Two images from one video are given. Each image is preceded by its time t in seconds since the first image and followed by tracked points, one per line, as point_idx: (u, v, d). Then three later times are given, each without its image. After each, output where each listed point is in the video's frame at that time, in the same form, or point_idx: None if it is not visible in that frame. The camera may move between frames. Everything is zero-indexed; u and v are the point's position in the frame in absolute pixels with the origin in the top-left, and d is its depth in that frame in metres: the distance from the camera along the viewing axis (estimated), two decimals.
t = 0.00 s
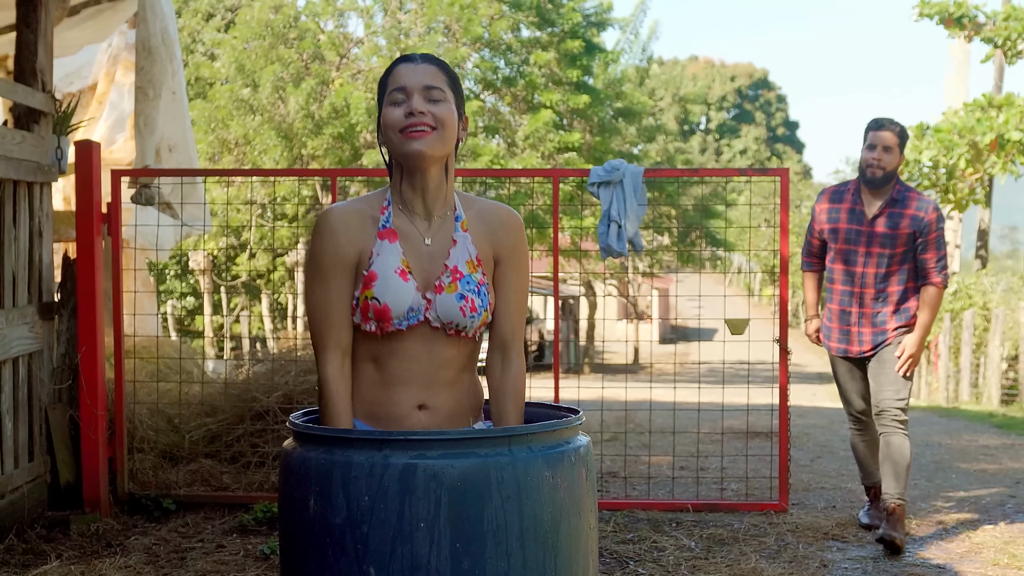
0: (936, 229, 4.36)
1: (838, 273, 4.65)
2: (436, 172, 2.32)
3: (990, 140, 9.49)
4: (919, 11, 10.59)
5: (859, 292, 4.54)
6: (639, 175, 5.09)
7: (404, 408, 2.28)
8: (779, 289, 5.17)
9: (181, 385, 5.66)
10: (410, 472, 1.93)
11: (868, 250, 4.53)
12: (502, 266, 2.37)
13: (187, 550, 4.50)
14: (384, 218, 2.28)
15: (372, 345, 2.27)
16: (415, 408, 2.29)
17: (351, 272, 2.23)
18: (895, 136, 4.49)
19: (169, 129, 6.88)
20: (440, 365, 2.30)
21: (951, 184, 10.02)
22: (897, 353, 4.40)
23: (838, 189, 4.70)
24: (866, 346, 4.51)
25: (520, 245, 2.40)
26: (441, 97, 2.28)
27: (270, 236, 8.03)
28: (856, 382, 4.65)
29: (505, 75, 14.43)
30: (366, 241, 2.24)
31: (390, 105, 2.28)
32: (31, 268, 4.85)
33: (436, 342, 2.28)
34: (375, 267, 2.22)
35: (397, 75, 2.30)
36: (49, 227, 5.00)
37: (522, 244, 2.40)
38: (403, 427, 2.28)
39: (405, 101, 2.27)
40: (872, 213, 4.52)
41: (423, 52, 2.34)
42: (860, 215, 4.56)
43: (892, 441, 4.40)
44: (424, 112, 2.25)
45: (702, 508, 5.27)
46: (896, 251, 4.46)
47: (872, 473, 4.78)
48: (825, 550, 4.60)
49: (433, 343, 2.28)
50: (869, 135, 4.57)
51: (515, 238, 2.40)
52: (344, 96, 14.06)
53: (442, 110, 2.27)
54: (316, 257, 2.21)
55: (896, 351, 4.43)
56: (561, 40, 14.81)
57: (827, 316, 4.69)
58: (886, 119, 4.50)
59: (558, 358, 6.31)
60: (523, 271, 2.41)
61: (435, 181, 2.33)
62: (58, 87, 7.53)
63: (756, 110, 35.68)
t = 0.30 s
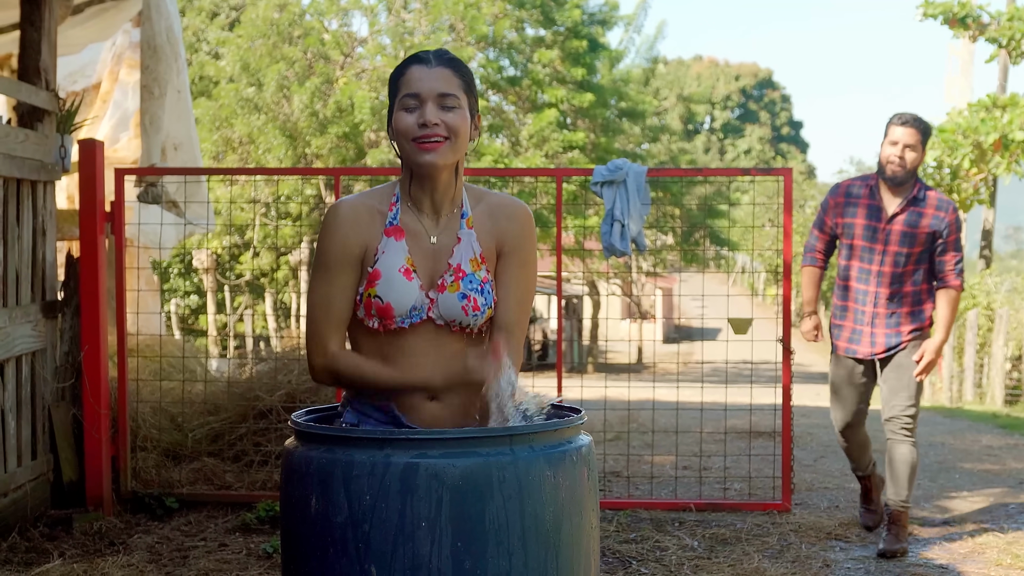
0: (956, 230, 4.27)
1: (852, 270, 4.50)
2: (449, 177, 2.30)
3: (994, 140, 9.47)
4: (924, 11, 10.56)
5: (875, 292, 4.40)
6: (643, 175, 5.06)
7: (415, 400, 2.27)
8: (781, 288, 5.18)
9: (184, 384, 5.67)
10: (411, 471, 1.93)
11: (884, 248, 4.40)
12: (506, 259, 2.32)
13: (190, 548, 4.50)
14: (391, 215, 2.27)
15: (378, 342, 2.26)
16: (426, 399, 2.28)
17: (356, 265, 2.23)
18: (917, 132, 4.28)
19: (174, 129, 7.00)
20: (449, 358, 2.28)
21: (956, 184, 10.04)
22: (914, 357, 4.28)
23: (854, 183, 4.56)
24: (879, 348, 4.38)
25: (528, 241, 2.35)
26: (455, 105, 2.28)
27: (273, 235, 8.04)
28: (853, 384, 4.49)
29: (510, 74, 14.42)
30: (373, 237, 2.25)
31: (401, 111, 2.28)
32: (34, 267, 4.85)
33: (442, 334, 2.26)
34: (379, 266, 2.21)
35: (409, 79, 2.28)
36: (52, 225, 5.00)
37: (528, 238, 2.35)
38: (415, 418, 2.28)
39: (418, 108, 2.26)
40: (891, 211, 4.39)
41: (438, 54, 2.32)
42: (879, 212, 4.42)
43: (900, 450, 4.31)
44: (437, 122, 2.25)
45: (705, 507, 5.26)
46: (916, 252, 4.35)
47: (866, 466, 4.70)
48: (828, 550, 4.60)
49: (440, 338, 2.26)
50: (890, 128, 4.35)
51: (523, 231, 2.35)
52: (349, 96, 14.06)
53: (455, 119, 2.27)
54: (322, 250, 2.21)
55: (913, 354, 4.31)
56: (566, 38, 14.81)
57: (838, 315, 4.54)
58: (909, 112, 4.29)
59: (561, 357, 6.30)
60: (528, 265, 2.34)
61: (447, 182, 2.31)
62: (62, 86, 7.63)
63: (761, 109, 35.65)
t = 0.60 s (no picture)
0: (963, 230, 4.24)
1: (859, 273, 4.37)
2: (449, 149, 2.29)
3: (996, 140, 9.48)
4: (926, 12, 10.53)
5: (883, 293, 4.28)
6: (645, 175, 5.05)
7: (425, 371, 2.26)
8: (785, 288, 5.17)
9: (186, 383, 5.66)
10: (414, 471, 1.92)
11: (892, 249, 4.30)
12: (510, 218, 2.28)
13: (192, 549, 4.50)
14: (390, 183, 2.29)
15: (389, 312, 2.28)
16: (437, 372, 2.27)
17: (353, 237, 2.25)
18: (922, 130, 4.20)
19: (179, 128, 6.97)
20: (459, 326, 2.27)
21: (957, 185, 9.91)
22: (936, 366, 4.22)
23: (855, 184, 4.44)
24: (886, 351, 4.24)
25: (533, 200, 2.32)
26: (450, 80, 2.25)
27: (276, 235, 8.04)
28: (856, 386, 4.32)
29: (512, 74, 14.42)
30: (372, 206, 2.26)
31: (396, 88, 2.26)
32: (36, 267, 4.85)
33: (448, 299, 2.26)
34: (378, 233, 2.22)
35: (401, 55, 2.25)
36: (55, 225, 5.00)
37: (532, 196, 2.31)
38: (427, 390, 2.28)
39: (412, 85, 2.24)
40: (898, 211, 4.29)
41: (430, 26, 2.28)
42: (885, 212, 4.32)
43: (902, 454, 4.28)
44: (432, 99, 2.23)
45: (708, 508, 5.25)
46: (924, 252, 4.27)
47: (854, 491, 4.43)
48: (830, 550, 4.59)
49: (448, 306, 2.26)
50: (893, 125, 4.28)
51: (528, 193, 2.32)
52: (352, 96, 14.07)
53: (451, 95, 2.25)
54: (321, 226, 2.24)
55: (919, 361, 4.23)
56: (568, 38, 14.84)
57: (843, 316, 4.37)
58: (915, 110, 4.21)
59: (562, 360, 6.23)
60: (536, 225, 2.30)
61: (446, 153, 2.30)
62: (64, 85, 7.53)
63: (764, 110, 35.64)
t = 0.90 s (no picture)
0: (955, 233, 4.01)
1: (853, 287, 4.04)
2: (453, 154, 2.28)
3: (998, 142, 9.46)
4: (928, 13, 10.53)
5: (882, 304, 3.98)
6: (648, 177, 5.04)
7: (438, 374, 2.31)
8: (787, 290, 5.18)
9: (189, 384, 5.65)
10: (418, 474, 1.92)
11: (886, 258, 4.01)
12: (522, 219, 2.28)
13: (194, 550, 4.50)
14: (397, 194, 2.28)
15: (403, 318, 2.30)
16: (450, 375, 2.32)
17: (366, 252, 2.26)
18: (908, 132, 3.97)
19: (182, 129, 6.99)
20: (476, 333, 2.31)
21: (960, 186, 9.98)
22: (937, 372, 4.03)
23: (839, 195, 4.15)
24: (890, 363, 3.97)
25: (542, 196, 2.29)
26: (449, 84, 2.23)
27: (278, 236, 8.05)
28: (866, 395, 4.00)
29: (515, 75, 14.42)
30: (380, 219, 2.26)
31: (396, 95, 2.24)
32: (39, 268, 4.85)
33: (468, 310, 2.28)
34: (390, 247, 2.23)
35: (401, 62, 2.23)
36: (57, 227, 5.00)
37: (542, 196, 2.29)
38: (437, 393, 2.32)
39: (412, 91, 2.22)
40: (888, 219, 4.02)
41: (427, 30, 2.25)
42: (876, 220, 4.03)
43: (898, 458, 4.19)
44: (431, 106, 2.20)
45: (710, 509, 5.24)
46: (918, 259, 4.01)
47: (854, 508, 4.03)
48: (833, 552, 4.58)
49: (465, 314, 2.28)
50: (876, 129, 4.03)
51: (539, 192, 2.29)
52: (353, 97, 14.06)
53: (450, 99, 2.22)
54: (333, 243, 2.25)
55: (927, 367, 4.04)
56: (570, 39, 14.83)
57: (839, 332, 4.05)
58: (899, 112, 3.99)
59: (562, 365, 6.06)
60: (548, 220, 2.29)
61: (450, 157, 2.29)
62: (67, 87, 7.43)
63: (766, 111, 35.64)
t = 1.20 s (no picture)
0: (940, 222, 3.78)
1: (839, 286, 3.81)
2: (462, 184, 2.29)
3: (999, 142, 9.43)
4: (930, 14, 10.53)
5: (869, 300, 3.74)
6: (650, 178, 5.05)
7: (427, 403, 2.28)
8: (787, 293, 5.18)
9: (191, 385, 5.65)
10: (419, 474, 1.91)
11: (872, 252, 3.77)
12: (520, 266, 2.30)
13: (195, 550, 4.49)
14: (403, 223, 2.28)
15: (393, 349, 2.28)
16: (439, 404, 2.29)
17: (368, 274, 2.24)
18: (883, 125, 3.77)
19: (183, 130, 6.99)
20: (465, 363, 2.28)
21: (962, 187, 10.01)
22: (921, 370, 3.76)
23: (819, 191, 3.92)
24: (880, 361, 3.74)
25: (544, 246, 2.32)
26: (463, 113, 2.24)
27: (279, 237, 8.06)
28: (854, 403, 3.81)
29: (517, 75, 14.41)
30: (383, 247, 2.26)
31: (409, 120, 2.25)
32: (40, 269, 4.85)
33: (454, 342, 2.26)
34: (389, 275, 2.22)
35: (417, 87, 2.25)
36: (59, 227, 5.00)
37: (546, 246, 2.32)
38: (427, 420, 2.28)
39: (425, 117, 2.23)
40: (871, 211, 3.78)
41: (446, 59, 2.28)
42: (858, 215, 3.80)
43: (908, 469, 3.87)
44: (444, 132, 2.21)
45: (712, 511, 5.24)
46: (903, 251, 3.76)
47: (856, 517, 3.85)
48: (835, 554, 4.57)
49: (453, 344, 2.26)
50: (851, 124, 3.82)
51: (543, 240, 2.33)
52: (355, 98, 14.06)
53: (464, 128, 2.24)
54: (336, 262, 2.23)
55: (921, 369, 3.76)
56: (572, 39, 14.82)
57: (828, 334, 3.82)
58: (872, 105, 3.78)
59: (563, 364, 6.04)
60: (545, 272, 2.32)
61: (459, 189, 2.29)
62: (69, 87, 7.50)
63: (768, 113, 35.64)
